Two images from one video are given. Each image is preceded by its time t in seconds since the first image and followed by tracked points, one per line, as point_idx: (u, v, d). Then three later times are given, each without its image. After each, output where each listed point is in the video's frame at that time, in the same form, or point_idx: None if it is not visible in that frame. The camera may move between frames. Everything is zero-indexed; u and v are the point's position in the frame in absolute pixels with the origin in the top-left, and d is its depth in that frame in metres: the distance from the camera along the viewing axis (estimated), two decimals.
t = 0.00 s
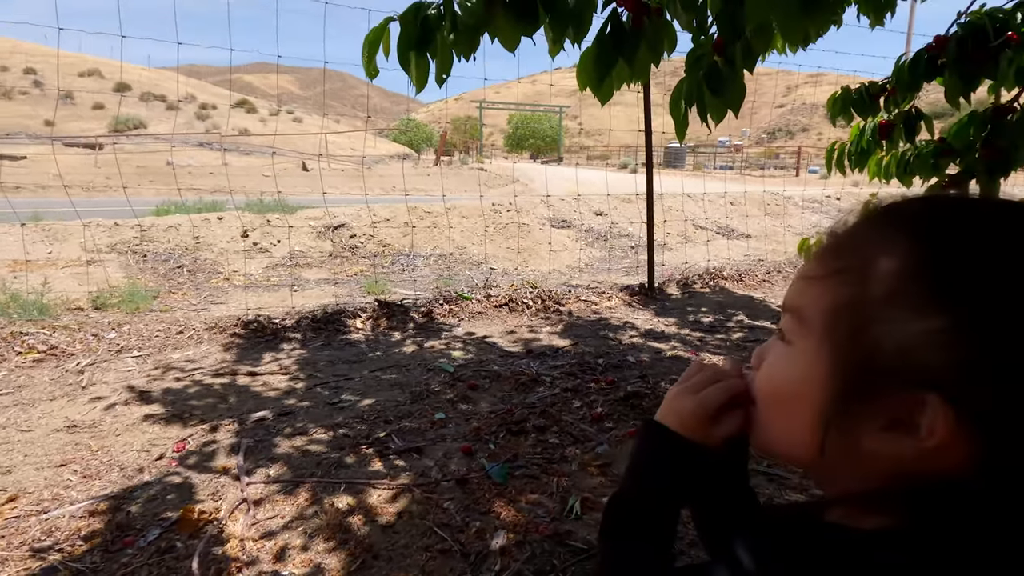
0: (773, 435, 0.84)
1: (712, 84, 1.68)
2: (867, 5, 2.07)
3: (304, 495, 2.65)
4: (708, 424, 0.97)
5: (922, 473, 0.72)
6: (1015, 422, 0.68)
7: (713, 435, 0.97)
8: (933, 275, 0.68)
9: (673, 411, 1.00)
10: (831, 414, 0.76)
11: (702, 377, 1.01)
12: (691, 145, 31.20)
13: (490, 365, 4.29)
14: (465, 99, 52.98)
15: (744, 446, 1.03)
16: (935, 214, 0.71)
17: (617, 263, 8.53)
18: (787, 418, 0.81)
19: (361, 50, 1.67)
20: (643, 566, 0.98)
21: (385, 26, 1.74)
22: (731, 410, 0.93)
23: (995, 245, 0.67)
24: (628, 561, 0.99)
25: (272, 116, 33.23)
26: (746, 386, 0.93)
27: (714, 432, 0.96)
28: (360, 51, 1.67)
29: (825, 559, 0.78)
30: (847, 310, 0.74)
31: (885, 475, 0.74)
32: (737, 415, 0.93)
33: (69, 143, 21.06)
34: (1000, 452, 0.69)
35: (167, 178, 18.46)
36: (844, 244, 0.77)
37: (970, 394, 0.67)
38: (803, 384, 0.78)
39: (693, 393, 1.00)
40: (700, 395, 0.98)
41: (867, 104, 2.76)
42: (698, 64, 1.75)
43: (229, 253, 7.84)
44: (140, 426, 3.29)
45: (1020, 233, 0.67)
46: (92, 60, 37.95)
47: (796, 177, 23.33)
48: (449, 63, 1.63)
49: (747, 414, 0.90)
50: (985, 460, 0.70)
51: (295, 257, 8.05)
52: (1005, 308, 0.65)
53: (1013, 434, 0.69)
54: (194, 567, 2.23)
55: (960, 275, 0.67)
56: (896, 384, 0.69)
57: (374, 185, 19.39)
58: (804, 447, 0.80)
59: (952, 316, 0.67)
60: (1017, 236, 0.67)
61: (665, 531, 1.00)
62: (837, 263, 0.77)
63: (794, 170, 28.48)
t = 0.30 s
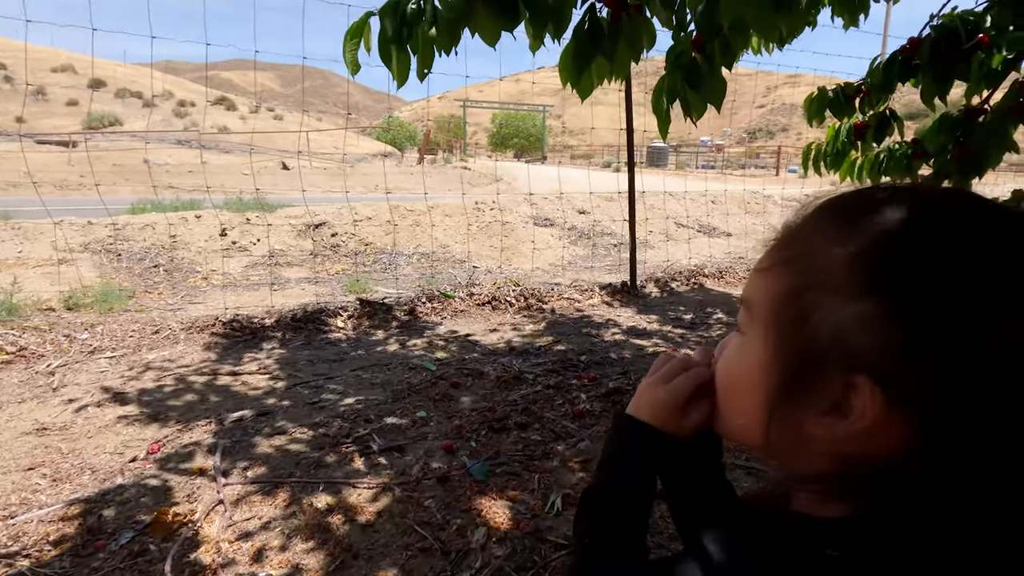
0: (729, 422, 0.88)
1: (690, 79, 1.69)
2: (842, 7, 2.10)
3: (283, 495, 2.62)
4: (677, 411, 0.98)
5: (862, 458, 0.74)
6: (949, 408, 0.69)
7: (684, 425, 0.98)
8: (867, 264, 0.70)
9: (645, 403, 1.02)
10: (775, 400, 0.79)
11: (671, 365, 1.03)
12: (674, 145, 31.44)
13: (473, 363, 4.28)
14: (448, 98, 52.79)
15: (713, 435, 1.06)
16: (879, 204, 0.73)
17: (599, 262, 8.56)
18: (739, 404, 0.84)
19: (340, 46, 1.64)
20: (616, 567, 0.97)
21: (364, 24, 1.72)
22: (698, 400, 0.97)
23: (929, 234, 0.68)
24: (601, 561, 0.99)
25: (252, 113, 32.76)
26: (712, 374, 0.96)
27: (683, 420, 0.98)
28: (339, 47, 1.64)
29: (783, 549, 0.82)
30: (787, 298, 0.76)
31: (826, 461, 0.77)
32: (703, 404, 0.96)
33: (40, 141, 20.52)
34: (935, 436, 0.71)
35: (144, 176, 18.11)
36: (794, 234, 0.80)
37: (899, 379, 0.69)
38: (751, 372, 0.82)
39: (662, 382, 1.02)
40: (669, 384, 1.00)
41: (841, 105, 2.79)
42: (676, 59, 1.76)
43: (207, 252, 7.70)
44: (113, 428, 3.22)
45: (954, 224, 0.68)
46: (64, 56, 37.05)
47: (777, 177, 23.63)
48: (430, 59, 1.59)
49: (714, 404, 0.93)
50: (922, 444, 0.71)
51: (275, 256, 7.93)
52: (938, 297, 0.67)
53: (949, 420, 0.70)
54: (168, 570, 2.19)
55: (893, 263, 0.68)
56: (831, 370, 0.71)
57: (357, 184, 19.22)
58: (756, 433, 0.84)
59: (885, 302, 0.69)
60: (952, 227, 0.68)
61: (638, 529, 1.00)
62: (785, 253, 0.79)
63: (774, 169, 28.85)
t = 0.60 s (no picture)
0: (722, 423, 0.90)
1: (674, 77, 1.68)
2: (825, 10, 2.12)
3: (276, 498, 2.59)
4: (672, 411, 1.00)
5: (847, 458, 0.75)
6: (934, 405, 0.69)
7: (678, 425, 1.01)
8: (846, 266, 0.72)
9: (640, 402, 1.03)
10: (763, 401, 0.81)
11: (666, 366, 1.05)
12: (659, 145, 31.67)
13: (464, 364, 4.27)
14: (434, 98, 52.63)
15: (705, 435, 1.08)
16: (860, 210, 0.75)
17: (588, 261, 8.60)
18: (729, 404, 0.87)
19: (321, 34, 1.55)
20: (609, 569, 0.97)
21: (351, 9, 1.65)
22: (692, 401, 1.00)
23: (904, 237, 0.70)
24: (594, 561, 0.98)
25: (235, 112, 32.36)
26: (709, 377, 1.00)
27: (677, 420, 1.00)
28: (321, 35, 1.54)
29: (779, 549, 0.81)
30: (771, 301, 0.79)
31: (815, 461, 0.77)
32: (697, 406, 1.00)
33: (16, 139, 20.06)
34: (919, 436, 0.72)
35: (124, 175, 17.80)
36: (779, 240, 0.82)
37: (880, 378, 0.70)
38: (740, 373, 0.84)
39: (657, 382, 1.04)
40: (663, 385, 1.02)
41: (825, 105, 2.82)
42: (659, 57, 1.73)
43: (192, 253, 7.60)
44: (99, 432, 3.16)
45: (936, 227, 0.70)
46: (40, 53, 36.27)
47: (761, 176, 23.91)
48: (416, 48, 1.49)
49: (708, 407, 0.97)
50: (904, 443, 0.72)
51: (261, 256, 7.85)
52: (917, 296, 0.68)
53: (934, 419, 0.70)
54: None
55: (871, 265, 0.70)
56: (813, 369, 0.73)
57: (343, 184, 19.08)
58: (746, 433, 0.86)
59: (863, 303, 0.70)
60: (928, 228, 0.70)
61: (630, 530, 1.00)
62: (772, 257, 0.82)
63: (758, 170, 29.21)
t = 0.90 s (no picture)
0: (696, 414, 0.92)
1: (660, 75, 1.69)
2: (807, 12, 2.15)
3: (263, 499, 2.56)
4: (653, 406, 1.02)
5: (812, 443, 0.77)
6: (889, 391, 0.72)
7: (658, 420, 1.02)
8: (808, 258, 0.73)
9: (621, 399, 1.04)
10: (732, 391, 0.83)
11: (645, 363, 1.06)
12: (646, 146, 31.87)
13: (452, 363, 4.25)
14: (421, 98, 52.46)
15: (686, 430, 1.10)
16: (822, 200, 0.76)
17: (576, 261, 8.63)
18: (701, 397, 0.88)
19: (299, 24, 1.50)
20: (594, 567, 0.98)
21: None
22: (671, 395, 1.02)
23: (861, 229, 0.71)
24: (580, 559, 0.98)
25: (219, 111, 31.98)
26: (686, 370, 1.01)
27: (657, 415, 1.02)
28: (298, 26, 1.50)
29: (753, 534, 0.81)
30: (736, 293, 0.80)
31: (783, 447, 0.79)
32: (676, 400, 1.01)
33: None
34: (879, 418, 0.74)
35: (105, 174, 17.49)
36: (745, 232, 0.83)
37: (840, 366, 0.72)
38: (710, 364, 0.86)
39: (638, 378, 1.05)
40: (643, 381, 1.04)
41: (809, 104, 2.85)
42: (646, 54, 1.74)
43: (175, 253, 7.49)
44: (81, 435, 3.10)
45: (891, 216, 0.72)
46: (18, 50, 35.56)
47: (745, 177, 24.16)
48: (397, 38, 1.48)
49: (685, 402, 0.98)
50: (865, 426, 0.74)
51: (246, 256, 7.76)
52: (872, 284, 0.70)
53: (891, 403, 0.73)
54: None
55: (830, 257, 0.71)
56: (777, 358, 0.75)
57: (329, 183, 18.93)
58: (718, 424, 0.88)
59: (823, 293, 0.72)
60: (885, 221, 0.71)
61: (618, 529, 1.00)
62: (739, 250, 0.83)
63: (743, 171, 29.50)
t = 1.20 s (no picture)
0: (667, 410, 0.94)
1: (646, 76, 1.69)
2: (793, 13, 2.17)
3: (250, 502, 2.55)
4: (625, 406, 1.03)
5: (772, 434, 0.79)
6: (843, 381, 0.74)
7: (631, 420, 1.03)
8: (769, 256, 0.75)
9: (593, 401, 1.06)
10: (697, 387, 0.85)
11: (618, 363, 1.07)
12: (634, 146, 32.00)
13: (441, 363, 4.25)
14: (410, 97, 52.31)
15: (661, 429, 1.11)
16: (785, 201, 0.78)
17: (565, 261, 8.65)
18: (672, 392, 0.91)
19: (288, 28, 1.50)
20: (574, 554, 1.01)
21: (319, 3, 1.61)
22: (644, 394, 1.03)
23: (820, 227, 0.73)
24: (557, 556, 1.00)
25: (205, 110, 31.65)
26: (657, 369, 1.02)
27: (631, 414, 1.03)
28: (287, 29, 1.50)
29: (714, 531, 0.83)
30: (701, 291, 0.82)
31: (746, 440, 0.81)
32: (649, 398, 1.03)
33: None
34: (836, 410, 0.76)
35: (88, 173, 17.22)
36: (709, 233, 0.86)
37: (797, 359, 0.74)
38: (679, 360, 0.88)
39: (611, 379, 1.06)
40: (615, 382, 1.05)
41: (792, 104, 2.87)
42: (633, 56, 1.75)
43: (160, 253, 7.41)
44: (64, 438, 3.07)
45: (848, 217, 0.73)
46: None
47: (733, 177, 24.32)
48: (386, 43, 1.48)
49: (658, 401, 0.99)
50: (822, 417, 0.77)
51: (233, 257, 7.70)
52: (829, 279, 0.71)
53: (845, 395, 0.75)
54: None
55: (790, 255, 0.73)
56: (738, 353, 0.77)
57: (317, 182, 18.80)
58: (685, 418, 0.90)
59: (781, 291, 0.74)
60: (842, 219, 0.73)
61: (598, 519, 1.03)
62: (704, 250, 0.85)
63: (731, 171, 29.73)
